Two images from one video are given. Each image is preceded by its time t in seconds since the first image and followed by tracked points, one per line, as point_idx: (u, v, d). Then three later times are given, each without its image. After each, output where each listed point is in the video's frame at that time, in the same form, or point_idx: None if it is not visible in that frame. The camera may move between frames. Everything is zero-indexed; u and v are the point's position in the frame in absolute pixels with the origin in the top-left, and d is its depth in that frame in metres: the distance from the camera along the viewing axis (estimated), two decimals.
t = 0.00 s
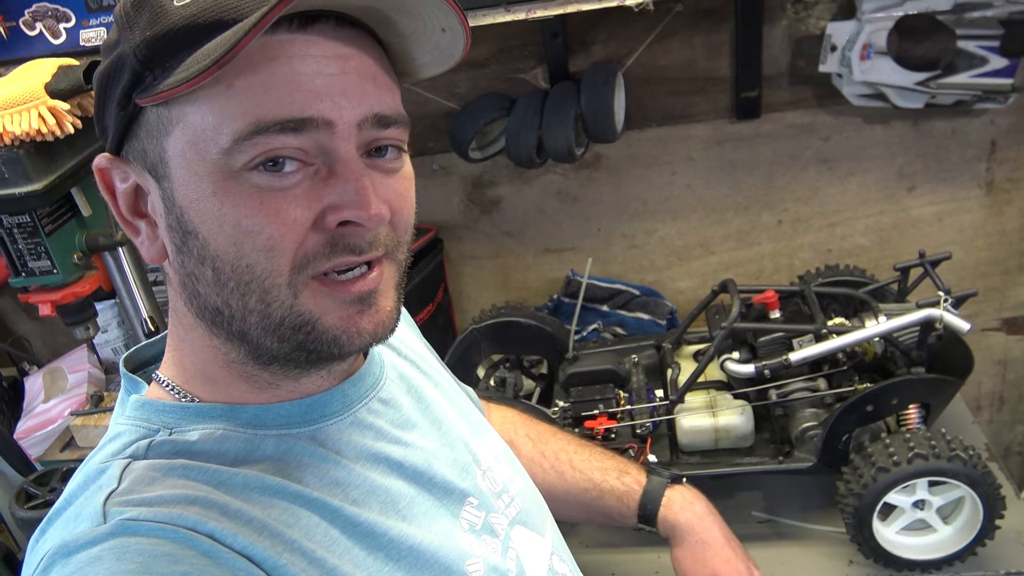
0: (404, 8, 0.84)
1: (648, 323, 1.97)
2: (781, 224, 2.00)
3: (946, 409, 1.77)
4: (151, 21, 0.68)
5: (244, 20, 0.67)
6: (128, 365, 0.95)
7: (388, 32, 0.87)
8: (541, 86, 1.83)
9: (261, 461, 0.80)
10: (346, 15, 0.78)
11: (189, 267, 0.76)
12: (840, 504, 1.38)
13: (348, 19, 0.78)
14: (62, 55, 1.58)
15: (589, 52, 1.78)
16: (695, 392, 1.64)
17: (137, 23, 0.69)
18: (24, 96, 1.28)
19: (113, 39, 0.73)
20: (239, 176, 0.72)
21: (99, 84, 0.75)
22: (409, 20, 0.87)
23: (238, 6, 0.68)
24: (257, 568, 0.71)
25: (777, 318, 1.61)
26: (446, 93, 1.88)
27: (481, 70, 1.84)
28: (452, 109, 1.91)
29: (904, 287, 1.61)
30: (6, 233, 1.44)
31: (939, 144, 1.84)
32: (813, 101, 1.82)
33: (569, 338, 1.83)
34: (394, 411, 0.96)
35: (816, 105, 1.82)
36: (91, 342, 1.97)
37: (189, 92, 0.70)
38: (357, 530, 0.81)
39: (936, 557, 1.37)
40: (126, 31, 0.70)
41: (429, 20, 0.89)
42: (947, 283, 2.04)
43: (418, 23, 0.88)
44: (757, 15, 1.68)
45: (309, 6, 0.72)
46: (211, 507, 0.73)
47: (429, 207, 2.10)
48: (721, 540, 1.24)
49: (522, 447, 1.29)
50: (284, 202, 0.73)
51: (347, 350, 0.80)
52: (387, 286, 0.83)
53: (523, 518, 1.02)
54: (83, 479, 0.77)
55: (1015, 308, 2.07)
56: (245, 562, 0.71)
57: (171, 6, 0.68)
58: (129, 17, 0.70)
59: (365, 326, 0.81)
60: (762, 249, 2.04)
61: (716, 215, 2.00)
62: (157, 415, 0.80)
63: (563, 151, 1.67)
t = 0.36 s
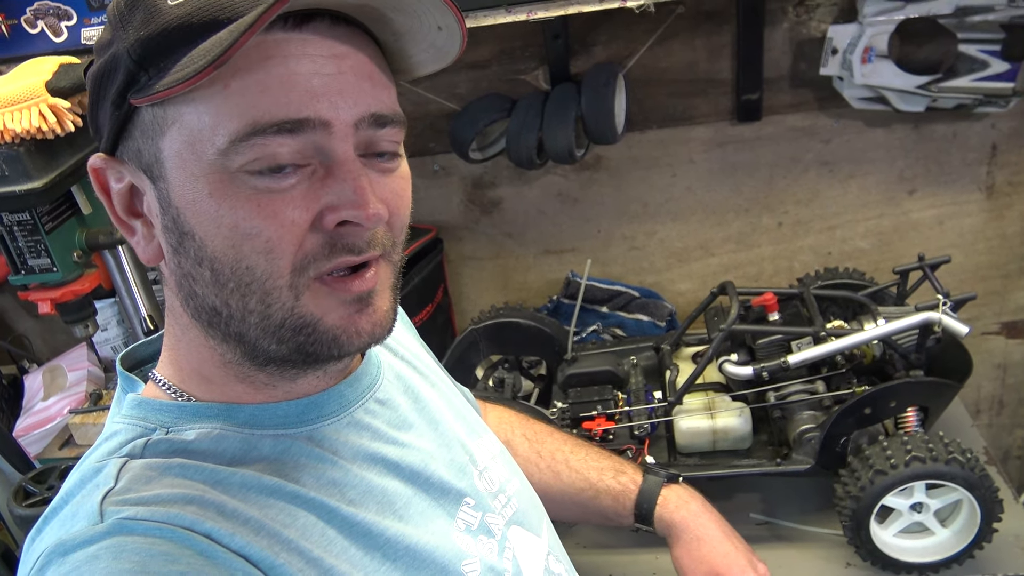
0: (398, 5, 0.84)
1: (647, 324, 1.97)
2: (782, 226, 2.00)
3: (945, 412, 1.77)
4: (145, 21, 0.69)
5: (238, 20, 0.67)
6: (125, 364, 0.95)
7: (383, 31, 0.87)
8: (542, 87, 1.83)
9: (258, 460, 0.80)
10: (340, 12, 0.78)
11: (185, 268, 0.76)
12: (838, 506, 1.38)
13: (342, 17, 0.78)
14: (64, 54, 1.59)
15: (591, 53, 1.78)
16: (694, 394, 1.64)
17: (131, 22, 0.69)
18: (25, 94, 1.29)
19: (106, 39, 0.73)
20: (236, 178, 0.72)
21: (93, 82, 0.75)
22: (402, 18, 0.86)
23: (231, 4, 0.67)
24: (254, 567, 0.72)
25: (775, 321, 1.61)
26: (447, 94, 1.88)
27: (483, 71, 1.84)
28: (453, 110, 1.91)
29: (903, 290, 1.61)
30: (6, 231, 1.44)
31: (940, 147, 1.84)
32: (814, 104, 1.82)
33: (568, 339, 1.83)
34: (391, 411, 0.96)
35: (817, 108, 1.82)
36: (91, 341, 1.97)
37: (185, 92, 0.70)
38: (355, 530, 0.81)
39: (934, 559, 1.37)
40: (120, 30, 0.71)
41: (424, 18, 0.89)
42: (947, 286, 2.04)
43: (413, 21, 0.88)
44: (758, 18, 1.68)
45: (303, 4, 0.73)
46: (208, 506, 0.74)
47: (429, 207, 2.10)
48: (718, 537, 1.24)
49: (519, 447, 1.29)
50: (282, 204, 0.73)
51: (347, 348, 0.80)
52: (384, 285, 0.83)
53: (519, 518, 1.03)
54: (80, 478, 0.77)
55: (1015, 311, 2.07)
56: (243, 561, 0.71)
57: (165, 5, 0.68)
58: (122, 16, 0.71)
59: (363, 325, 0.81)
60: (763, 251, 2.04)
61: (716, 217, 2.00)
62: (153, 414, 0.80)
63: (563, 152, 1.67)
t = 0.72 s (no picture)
0: (441, 14, 0.87)
1: (649, 324, 1.97)
2: (783, 227, 2.00)
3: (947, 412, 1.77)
4: (192, 17, 0.66)
5: (295, 22, 0.68)
6: (128, 364, 0.95)
7: (413, 35, 0.88)
8: (544, 88, 1.83)
9: (262, 459, 0.80)
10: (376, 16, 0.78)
11: (221, 265, 0.76)
12: (840, 506, 1.38)
13: (381, 22, 0.79)
14: (67, 54, 1.59)
15: (591, 54, 1.78)
16: (695, 394, 1.64)
17: (174, 17, 0.66)
18: (29, 94, 1.29)
19: (139, 29, 0.69)
20: (288, 177, 0.72)
21: (122, 76, 0.71)
22: (441, 27, 0.89)
23: (287, 7, 0.68)
24: (258, 567, 0.72)
25: (777, 321, 1.60)
26: (449, 94, 1.89)
27: (485, 71, 1.84)
28: (455, 110, 1.91)
29: (905, 290, 1.61)
30: (9, 231, 1.44)
31: (941, 148, 1.85)
32: (816, 105, 1.82)
33: (569, 339, 1.82)
34: (395, 411, 0.96)
35: (819, 108, 1.82)
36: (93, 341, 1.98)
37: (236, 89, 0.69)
38: (359, 529, 0.81)
39: (936, 559, 1.37)
40: (157, 23, 0.66)
41: (464, 26, 0.90)
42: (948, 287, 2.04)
43: (455, 30, 0.91)
44: (760, 18, 1.68)
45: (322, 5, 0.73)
46: (212, 506, 0.74)
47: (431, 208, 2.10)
48: (717, 521, 1.23)
49: (521, 446, 1.30)
50: (330, 204, 0.74)
51: (382, 336, 0.82)
52: (412, 277, 0.85)
53: (523, 518, 1.03)
54: (84, 477, 0.77)
55: (1015, 312, 2.07)
56: (246, 561, 0.71)
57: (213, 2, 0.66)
58: (159, 9, 0.66)
59: (397, 313, 0.82)
60: (764, 252, 2.04)
61: (718, 217, 2.00)
62: (158, 413, 0.80)
63: (565, 153, 1.67)
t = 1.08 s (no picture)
0: (445, 18, 0.87)
1: (649, 325, 1.97)
2: (783, 227, 2.00)
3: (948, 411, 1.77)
4: (199, 20, 0.66)
5: (303, 26, 0.68)
6: (129, 369, 0.95)
7: (413, 39, 0.88)
8: (543, 89, 1.83)
9: (264, 463, 0.80)
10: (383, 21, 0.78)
11: (226, 267, 0.76)
12: (843, 506, 1.39)
13: (386, 26, 0.79)
14: (66, 59, 1.59)
15: (591, 55, 1.78)
16: (697, 395, 1.65)
17: (182, 20, 0.66)
18: (29, 100, 1.29)
19: (145, 32, 0.69)
20: (296, 179, 0.73)
21: (127, 79, 0.70)
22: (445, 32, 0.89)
23: (295, 10, 0.68)
24: (258, 571, 0.72)
25: (778, 321, 1.61)
26: (449, 97, 1.89)
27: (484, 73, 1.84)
28: (454, 112, 1.91)
29: (905, 290, 1.61)
30: (10, 236, 1.44)
31: (941, 147, 1.85)
32: (815, 105, 1.82)
33: (571, 340, 1.82)
34: (396, 414, 0.96)
35: (818, 108, 1.83)
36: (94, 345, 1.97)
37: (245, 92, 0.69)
38: (360, 532, 0.81)
39: (939, 558, 1.37)
40: (165, 27, 0.67)
41: (467, 31, 0.90)
42: (949, 286, 2.04)
43: (456, 33, 0.90)
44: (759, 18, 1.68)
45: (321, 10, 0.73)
46: (213, 510, 0.74)
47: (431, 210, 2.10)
48: (718, 519, 1.23)
49: (523, 448, 1.30)
50: (334, 205, 0.75)
51: (384, 345, 0.81)
52: (415, 283, 0.85)
53: (524, 521, 1.03)
54: (85, 482, 0.76)
55: (1016, 311, 2.07)
56: (247, 565, 0.71)
57: (221, 6, 0.67)
58: (166, 12, 0.67)
59: (400, 322, 0.82)
60: (764, 252, 2.04)
61: (717, 218, 2.00)
62: (159, 418, 0.80)
63: (565, 154, 1.67)
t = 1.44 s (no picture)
0: (455, 23, 0.87)
1: (651, 325, 1.97)
2: (784, 227, 2.00)
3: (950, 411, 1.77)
4: (214, 22, 0.66)
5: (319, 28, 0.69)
6: (132, 377, 0.94)
7: (417, 40, 0.87)
8: (545, 90, 1.83)
9: (268, 470, 0.80)
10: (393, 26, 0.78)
11: (237, 269, 0.76)
12: (846, 507, 1.39)
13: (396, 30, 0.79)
14: (65, 60, 1.58)
15: (592, 55, 1.77)
16: (699, 396, 1.64)
17: (197, 22, 0.66)
18: (30, 101, 1.29)
19: (155, 33, 0.69)
20: (310, 180, 0.72)
21: (138, 81, 0.70)
22: (453, 37, 0.89)
23: (310, 13, 0.69)
24: None
25: (781, 321, 1.61)
26: (450, 97, 1.88)
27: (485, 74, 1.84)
28: (455, 112, 1.91)
29: (908, 290, 1.61)
30: (10, 238, 1.44)
31: (942, 147, 1.85)
32: (816, 104, 1.82)
33: (573, 341, 1.81)
34: (400, 419, 0.95)
35: (819, 108, 1.82)
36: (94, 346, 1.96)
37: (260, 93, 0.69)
38: (365, 538, 0.81)
39: (942, 559, 1.37)
40: (179, 28, 0.66)
41: (476, 36, 0.90)
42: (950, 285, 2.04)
43: (464, 37, 0.90)
44: (761, 18, 1.68)
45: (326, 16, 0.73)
46: (217, 519, 0.73)
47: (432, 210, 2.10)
48: (723, 516, 1.23)
49: (527, 450, 1.30)
50: (346, 205, 0.74)
51: (393, 344, 0.81)
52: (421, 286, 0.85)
53: (529, 525, 1.02)
54: (88, 492, 0.76)
55: (1016, 310, 2.07)
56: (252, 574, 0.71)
57: (235, 8, 0.67)
58: (179, 14, 0.66)
59: (409, 321, 0.82)
60: (765, 251, 2.04)
61: (719, 217, 2.00)
62: (161, 426, 0.79)
63: (567, 154, 1.67)
